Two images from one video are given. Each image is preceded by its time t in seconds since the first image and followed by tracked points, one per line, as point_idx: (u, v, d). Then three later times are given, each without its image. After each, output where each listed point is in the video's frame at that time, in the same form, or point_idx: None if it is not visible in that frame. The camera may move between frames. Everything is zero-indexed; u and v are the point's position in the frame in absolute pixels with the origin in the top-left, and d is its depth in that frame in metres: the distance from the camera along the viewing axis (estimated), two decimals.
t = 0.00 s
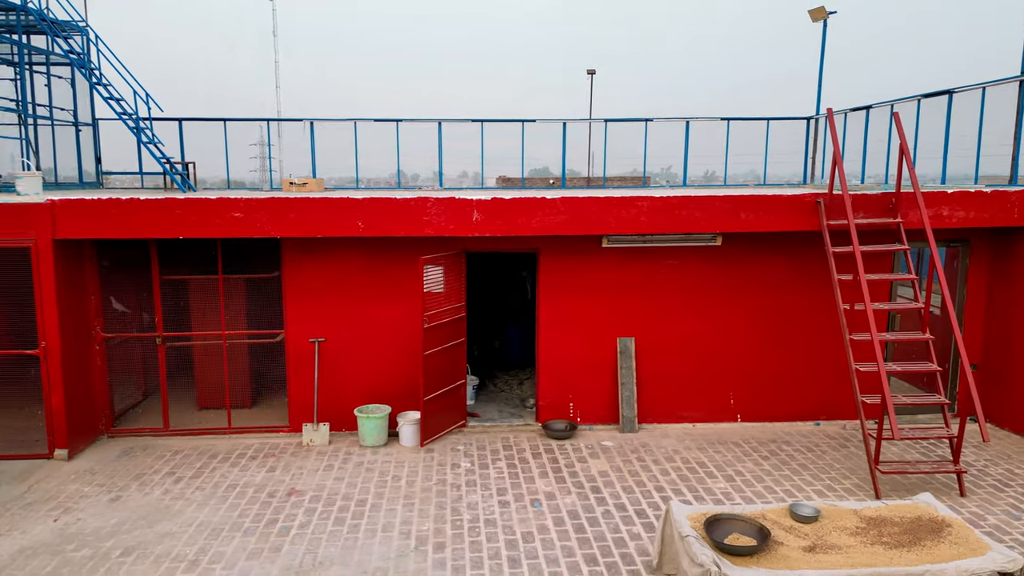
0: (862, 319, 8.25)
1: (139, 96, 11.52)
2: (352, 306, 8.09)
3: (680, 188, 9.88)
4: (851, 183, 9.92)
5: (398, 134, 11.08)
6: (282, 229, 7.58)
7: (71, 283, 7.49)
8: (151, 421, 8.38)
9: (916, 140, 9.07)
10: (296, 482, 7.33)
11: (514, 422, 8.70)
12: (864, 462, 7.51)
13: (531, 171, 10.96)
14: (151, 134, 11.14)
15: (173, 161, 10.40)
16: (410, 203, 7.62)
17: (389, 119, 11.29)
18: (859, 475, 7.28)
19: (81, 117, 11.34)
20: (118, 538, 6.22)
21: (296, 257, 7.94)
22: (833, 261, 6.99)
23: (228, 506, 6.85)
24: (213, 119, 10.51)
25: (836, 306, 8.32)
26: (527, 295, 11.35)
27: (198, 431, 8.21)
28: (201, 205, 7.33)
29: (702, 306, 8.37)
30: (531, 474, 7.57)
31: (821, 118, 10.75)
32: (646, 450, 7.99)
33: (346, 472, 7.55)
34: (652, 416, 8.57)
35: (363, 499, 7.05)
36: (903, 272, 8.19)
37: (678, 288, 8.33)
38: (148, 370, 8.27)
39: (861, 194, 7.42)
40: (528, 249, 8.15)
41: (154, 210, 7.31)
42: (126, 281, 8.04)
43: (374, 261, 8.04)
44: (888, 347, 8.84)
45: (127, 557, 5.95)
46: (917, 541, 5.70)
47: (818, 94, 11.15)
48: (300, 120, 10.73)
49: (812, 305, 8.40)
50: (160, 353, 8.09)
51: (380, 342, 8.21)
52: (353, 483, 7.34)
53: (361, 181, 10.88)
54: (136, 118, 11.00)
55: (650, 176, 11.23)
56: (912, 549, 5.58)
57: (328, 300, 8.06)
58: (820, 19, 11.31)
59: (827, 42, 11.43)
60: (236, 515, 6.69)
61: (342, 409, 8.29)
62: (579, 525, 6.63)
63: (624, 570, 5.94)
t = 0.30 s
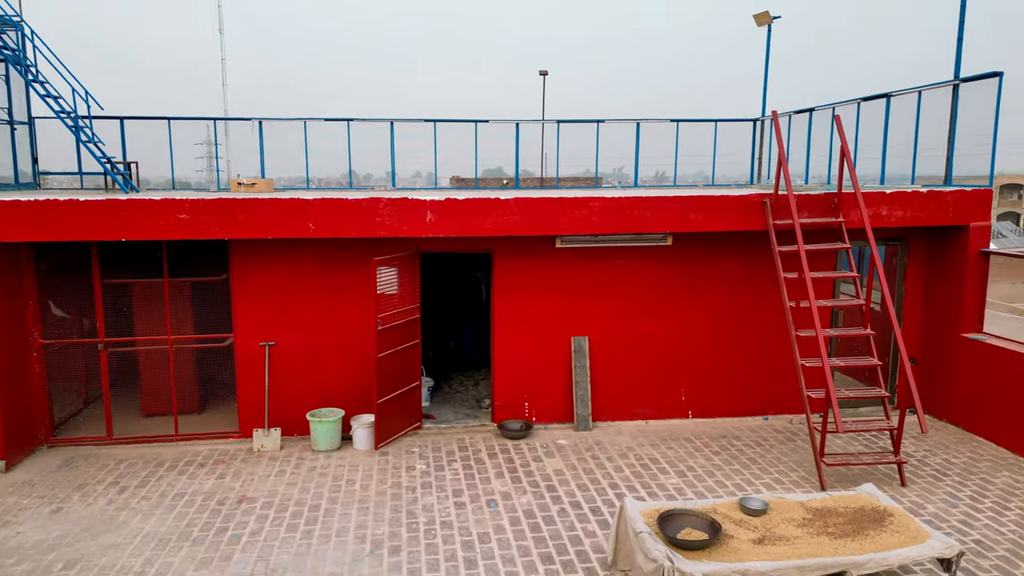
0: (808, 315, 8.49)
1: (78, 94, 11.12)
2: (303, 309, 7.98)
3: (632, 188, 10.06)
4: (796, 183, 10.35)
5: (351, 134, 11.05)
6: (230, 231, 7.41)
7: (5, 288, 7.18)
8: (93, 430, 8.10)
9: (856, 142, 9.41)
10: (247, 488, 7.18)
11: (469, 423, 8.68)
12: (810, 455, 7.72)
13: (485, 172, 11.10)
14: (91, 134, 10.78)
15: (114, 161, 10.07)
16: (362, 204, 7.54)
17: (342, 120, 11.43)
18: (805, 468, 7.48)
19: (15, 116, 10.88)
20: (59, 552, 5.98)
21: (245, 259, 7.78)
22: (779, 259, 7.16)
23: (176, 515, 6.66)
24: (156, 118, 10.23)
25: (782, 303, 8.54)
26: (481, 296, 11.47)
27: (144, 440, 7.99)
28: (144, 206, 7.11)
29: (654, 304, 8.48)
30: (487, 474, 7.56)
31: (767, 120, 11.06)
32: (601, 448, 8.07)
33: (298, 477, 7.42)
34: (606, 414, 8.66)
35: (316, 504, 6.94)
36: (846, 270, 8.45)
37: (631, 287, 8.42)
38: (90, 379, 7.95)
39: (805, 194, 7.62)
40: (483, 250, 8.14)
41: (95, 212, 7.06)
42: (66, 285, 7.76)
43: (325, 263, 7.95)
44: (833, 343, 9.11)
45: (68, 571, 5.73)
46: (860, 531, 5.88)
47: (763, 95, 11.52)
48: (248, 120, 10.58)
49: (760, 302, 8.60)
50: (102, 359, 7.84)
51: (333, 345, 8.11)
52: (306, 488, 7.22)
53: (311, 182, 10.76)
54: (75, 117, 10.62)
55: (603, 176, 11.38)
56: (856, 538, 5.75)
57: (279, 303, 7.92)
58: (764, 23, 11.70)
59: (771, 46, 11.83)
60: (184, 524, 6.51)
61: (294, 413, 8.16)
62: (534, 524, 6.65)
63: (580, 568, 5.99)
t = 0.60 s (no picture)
0: (756, 313, 8.69)
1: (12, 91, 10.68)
2: (253, 312, 7.83)
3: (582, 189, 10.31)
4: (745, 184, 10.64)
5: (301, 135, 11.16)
6: (176, 233, 7.21)
7: None
8: (32, 440, 7.80)
9: (801, 143, 9.71)
10: (196, 497, 6.99)
11: (425, 425, 8.63)
12: (760, 449, 7.89)
13: (439, 172, 11.39)
14: (27, 133, 10.38)
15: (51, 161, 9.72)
16: (313, 205, 7.43)
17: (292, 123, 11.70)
18: (755, 462, 7.65)
19: None
20: None
21: (192, 261, 7.59)
22: (728, 259, 7.30)
23: (121, 526, 6.44)
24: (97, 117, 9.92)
25: (732, 302, 8.71)
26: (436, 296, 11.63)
27: (86, 449, 7.71)
28: (83, 208, 6.87)
29: (608, 304, 8.57)
30: (443, 476, 7.53)
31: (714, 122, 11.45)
32: (556, 447, 8.11)
33: (249, 484, 7.26)
34: (562, 413, 8.71)
35: (268, 511, 6.80)
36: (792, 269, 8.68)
37: (585, 287, 8.49)
38: (28, 386, 7.91)
39: (752, 195, 7.79)
40: (437, 251, 8.10)
41: (31, 213, 6.79)
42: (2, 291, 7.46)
43: (276, 265, 7.81)
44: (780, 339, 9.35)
45: None
46: (807, 522, 6.01)
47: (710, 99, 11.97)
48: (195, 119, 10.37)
49: (710, 301, 8.77)
50: (40, 366, 7.53)
51: (284, 349, 7.98)
52: (257, 495, 7.07)
53: (259, 182, 10.83)
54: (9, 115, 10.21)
55: (556, 176, 11.67)
56: (803, 530, 5.87)
57: (228, 307, 7.76)
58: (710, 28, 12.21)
59: (717, 51, 12.24)
60: (130, 535, 6.30)
61: (244, 419, 8.01)
62: (491, 525, 6.64)
63: (536, 567, 6.01)
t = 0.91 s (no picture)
0: (707, 311, 8.85)
1: None
2: (201, 316, 7.66)
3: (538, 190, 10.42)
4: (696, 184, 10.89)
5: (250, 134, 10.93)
6: (120, 236, 7.00)
7: None
8: None
9: (749, 145, 9.94)
10: (143, 507, 6.79)
11: (381, 428, 8.55)
12: (712, 445, 8.04)
13: (393, 172, 11.38)
14: None
15: None
16: (263, 206, 7.29)
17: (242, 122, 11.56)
18: (708, 458, 7.78)
19: None
20: None
21: (138, 265, 7.38)
22: (680, 258, 7.41)
23: (64, 539, 6.21)
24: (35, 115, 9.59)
25: (684, 300, 8.85)
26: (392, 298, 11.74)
27: (26, 461, 7.42)
28: (20, 209, 6.61)
29: (564, 304, 8.62)
30: (399, 479, 7.47)
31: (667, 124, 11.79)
32: (513, 447, 8.12)
33: (199, 492, 7.09)
34: (518, 413, 8.73)
35: (219, 519, 6.63)
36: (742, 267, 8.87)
37: (540, 287, 8.52)
38: None
39: (703, 196, 7.92)
40: (392, 252, 8.03)
41: None
42: None
43: (225, 268, 7.65)
44: (731, 337, 9.54)
45: None
46: (758, 516, 6.13)
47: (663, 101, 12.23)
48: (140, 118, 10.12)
49: (664, 300, 8.89)
50: None
51: (235, 353, 7.83)
52: (208, 503, 6.90)
53: (209, 182, 10.66)
54: None
55: (512, 176, 11.86)
56: (754, 523, 5.98)
57: (175, 310, 7.56)
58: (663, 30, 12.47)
59: (669, 53, 12.49)
60: (74, 548, 6.08)
61: (194, 425, 7.82)
62: (448, 527, 6.61)
63: (493, 568, 6.00)
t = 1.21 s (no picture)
0: (660, 310, 8.99)
1: None
2: (148, 320, 7.46)
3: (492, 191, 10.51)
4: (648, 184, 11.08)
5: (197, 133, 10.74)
6: (60, 238, 6.76)
7: None
8: None
9: (700, 146, 10.14)
10: (88, 518, 6.56)
11: (336, 432, 8.46)
12: (666, 442, 8.15)
13: (346, 172, 11.33)
14: None
15: None
16: (212, 207, 7.13)
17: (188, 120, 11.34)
18: (662, 454, 7.89)
19: None
20: None
21: (80, 268, 7.14)
22: (634, 258, 7.50)
23: (2, 554, 5.95)
24: None
25: (638, 299, 8.97)
26: (345, 299, 11.71)
27: None
28: None
29: (520, 304, 8.64)
30: (355, 483, 7.38)
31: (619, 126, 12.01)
32: (470, 448, 8.11)
33: (147, 501, 6.89)
34: (475, 414, 8.71)
35: (168, 529, 6.45)
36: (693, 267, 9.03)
37: (496, 288, 8.53)
38: None
39: (655, 196, 8.04)
40: (345, 253, 7.94)
41: None
42: None
43: (172, 271, 7.47)
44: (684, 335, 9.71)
45: None
46: (711, 510, 6.22)
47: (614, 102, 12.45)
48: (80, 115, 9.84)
49: (618, 299, 8.99)
50: None
51: (183, 357, 7.64)
52: (156, 513, 6.71)
53: (154, 182, 10.49)
54: None
55: (467, 176, 11.98)
56: (707, 517, 6.07)
57: (120, 315, 7.35)
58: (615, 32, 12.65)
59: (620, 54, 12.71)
60: (13, 563, 5.83)
61: (141, 433, 7.61)
62: (405, 530, 6.56)
63: (450, 569, 5.97)
